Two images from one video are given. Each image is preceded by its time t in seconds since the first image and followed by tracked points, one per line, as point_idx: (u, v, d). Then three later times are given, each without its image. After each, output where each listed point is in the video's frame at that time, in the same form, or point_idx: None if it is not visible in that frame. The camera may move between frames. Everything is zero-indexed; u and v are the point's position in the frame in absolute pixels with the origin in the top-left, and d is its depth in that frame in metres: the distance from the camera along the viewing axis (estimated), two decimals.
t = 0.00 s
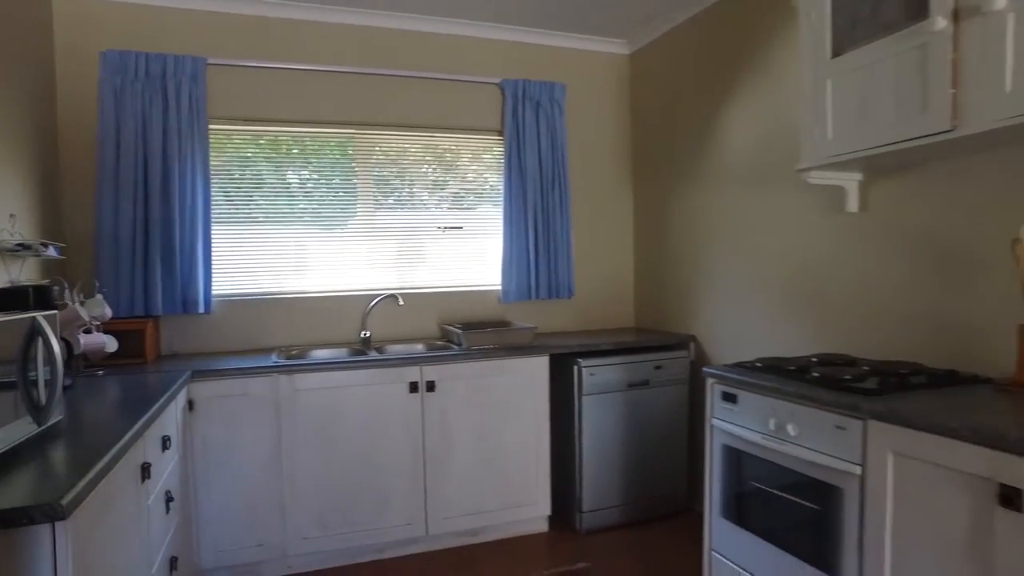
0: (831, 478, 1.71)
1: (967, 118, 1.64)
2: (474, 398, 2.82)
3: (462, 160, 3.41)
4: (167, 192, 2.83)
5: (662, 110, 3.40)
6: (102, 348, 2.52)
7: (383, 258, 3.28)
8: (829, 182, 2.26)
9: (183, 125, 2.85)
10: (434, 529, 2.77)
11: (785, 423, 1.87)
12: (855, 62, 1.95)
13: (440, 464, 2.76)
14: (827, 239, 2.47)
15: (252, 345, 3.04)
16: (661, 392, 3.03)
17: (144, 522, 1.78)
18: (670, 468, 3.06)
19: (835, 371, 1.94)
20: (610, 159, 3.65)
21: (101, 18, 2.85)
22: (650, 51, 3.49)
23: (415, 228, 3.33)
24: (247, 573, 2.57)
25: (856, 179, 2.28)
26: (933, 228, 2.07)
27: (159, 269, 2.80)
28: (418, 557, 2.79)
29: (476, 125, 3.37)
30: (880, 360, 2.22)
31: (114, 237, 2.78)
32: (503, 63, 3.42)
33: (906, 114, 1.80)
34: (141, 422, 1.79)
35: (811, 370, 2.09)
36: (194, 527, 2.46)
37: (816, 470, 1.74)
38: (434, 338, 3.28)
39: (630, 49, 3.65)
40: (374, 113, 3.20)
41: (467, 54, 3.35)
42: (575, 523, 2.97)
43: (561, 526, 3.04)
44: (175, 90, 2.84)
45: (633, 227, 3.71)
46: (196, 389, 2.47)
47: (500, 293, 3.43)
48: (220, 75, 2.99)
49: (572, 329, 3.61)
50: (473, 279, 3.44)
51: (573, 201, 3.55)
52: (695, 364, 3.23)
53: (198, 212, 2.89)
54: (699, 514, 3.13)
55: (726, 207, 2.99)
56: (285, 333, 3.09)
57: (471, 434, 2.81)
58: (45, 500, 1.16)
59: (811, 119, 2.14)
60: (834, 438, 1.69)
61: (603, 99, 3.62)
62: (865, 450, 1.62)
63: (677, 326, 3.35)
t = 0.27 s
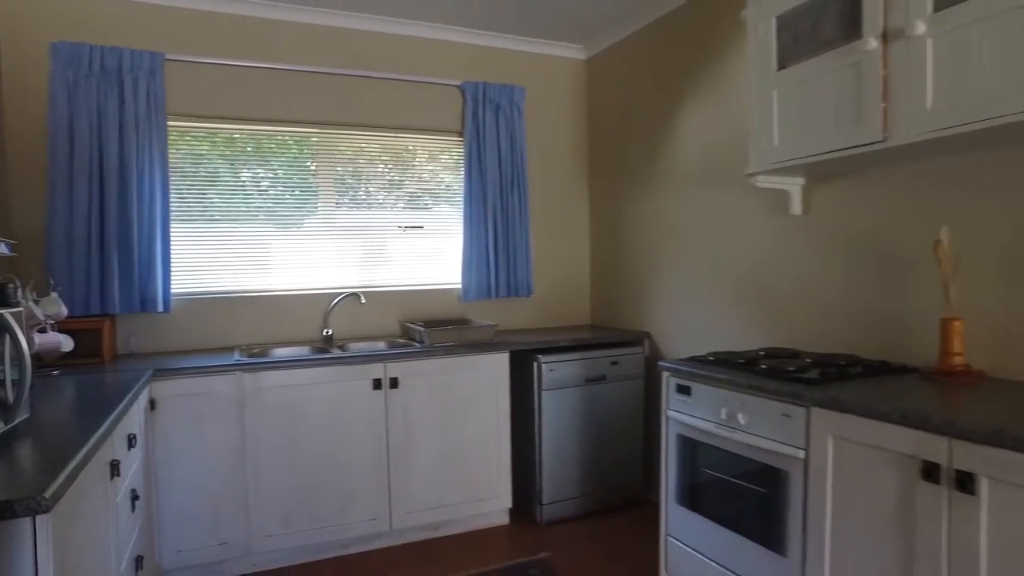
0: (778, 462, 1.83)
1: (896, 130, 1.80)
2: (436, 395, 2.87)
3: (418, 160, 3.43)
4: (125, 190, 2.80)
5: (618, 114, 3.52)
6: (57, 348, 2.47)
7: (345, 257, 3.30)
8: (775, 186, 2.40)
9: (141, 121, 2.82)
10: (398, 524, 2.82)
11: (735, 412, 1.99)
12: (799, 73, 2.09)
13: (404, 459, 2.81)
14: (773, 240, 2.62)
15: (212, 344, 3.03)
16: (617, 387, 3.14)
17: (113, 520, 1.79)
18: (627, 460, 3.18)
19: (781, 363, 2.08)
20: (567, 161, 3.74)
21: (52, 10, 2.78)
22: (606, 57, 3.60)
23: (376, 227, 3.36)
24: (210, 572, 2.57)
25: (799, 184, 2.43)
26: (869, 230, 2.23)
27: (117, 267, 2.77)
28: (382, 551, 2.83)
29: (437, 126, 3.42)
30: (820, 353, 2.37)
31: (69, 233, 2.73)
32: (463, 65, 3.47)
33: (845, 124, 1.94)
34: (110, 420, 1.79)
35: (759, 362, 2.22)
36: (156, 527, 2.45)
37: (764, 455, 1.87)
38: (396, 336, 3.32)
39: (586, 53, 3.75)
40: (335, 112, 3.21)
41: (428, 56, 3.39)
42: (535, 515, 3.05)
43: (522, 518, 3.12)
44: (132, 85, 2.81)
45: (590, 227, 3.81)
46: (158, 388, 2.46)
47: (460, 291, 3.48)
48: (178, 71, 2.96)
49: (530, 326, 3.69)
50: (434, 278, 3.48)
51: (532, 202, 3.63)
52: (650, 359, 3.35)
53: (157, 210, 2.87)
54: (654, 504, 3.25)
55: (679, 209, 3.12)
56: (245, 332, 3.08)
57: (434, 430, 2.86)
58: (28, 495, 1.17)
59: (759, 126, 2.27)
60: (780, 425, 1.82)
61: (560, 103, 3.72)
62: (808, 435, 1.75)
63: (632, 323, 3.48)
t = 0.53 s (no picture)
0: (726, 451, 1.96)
1: (833, 142, 1.94)
2: (398, 393, 2.91)
3: (371, 160, 3.46)
4: (77, 188, 2.74)
5: (574, 119, 3.62)
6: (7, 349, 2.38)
7: (303, 257, 3.30)
8: (723, 191, 2.53)
9: (94, 118, 2.77)
10: (360, 521, 2.85)
11: (688, 405, 2.11)
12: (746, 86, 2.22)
13: (365, 457, 2.84)
14: (720, 242, 2.76)
15: (168, 345, 2.99)
16: (573, 384, 3.23)
17: (77, 522, 1.78)
18: (582, 454, 3.28)
19: (729, 359, 2.21)
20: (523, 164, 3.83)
21: None
22: (562, 62, 3.70)
23: (334, 227, 3.38)
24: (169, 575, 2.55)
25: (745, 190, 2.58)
26: (809, 234, 2.39)
27: (68, 267, 2.71)
28: (344, 549, 2.86)
29: (396, 127, 3.45)
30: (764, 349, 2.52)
31: (17, 233, 2.65)
32: (422, 68, 3.51)
33: (789, 135, 2.08)
34: (74, 423, 1.78)
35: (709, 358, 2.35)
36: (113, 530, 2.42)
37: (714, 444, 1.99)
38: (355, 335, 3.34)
39: (542, 59, 3.84)
40: (294, 112, 3.21)
41: (387, 58, 3.41)
42: (494, 510, 3.12)
43: (481, 514, 3.19)
44: (83, 80, 2.75)
45: (545, 228, 3.91)
46: (116, 390, 2.43)
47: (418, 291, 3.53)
48: (131, 68, 2.91)
49: (488, 325, 3.75)
50: (393, 278, 3.52)
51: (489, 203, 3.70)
52: (604, 357, 3.46)
53: (111, 208, 2.82)
54: (608, 497, 3.37)
55: (632, 212, 3.24)
56: (202, 333, 3.05)
57: (395, 428, 2.90)
58: (7, 495, 1.17)
59: (708, 134, 2.40)
60: (729, 416, 1.95)
61: (517, 107, 3.80)
62: (755, 426, 1.88)
63: (587, 322, 3.58)
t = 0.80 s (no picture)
0: (677, 442, 2.07)
1: (774, 152, 2.08)
2: (357, 392, 2.94)
3: (324, 161, 3.44)
4: (20, 185, 2.65)
5: (527, 123, 3.70)
6: None
7: (258, 258, 3.27)
8: (672, 196, 2.66)
9: (36, 112, 2.67)
10: (319, 521, 2.86)
11: (641, 399, 2.21)
12: (694, 97, 2.34)
13: (324, 457, 2.86)
14: (669, 244, 2.89)
15: (117, 346, 2.92)
16: (528, 382, 3.31)
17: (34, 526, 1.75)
18: (537, 450, 3.36)
19: (679, 355, 2.34)
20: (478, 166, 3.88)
21: None
22: (516, 67, 3.77)
23: (290, 227, 3.36)
24: None
25: (693, 195, 2.71)
26: (753, 237, 2.53)
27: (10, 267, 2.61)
28: (302, 549, 2.87)
29: (352, 128, 3.46)
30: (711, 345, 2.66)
31: None
32: (378, 70, 3.53)
33: (735, 144, 2.21)
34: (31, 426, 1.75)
35: (660, 355, 2.47)
36: (64, 536, 2.37)
37: (665, 435, 2.10)
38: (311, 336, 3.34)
39: (496, 64, 3.91)
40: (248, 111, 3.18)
41: (343, 59, 3.42)
42: (451, 506, 3.17)
43: (438, 510, 3.24)
44: (24, 72, 2.65)
45: (499, 230, 3.98)
46: (67, 393, 2.37)
47: (374, 291, 3.55)
48: (78, 61, 2.82)
49: (443, 324, 3.79)
50: (349, 279, 3.53)
51: (444, 205, 3.75)
52: (557, 355, 3.56)
53: (56, 206, 2.73)
54: (561, 491, 3.46)
55: (584, 215, 3.34)
56: (154, 334, 3.00)
57: (354, 427, 2.93)
58: None
59: (659, 142, 2.51)
60: (680, 409, 2.06)
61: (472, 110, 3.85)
62: (704, 417, 2.00)
63: (541, 321, 3.67)
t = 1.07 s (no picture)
0: (625, 432, 2.19)
1: (713, 159, 2.23)
2: (308, 391, 2.95)
3: (267, 159, 3.40)
4: None
5: (475, 125, 3.76)
6: None
7: (204, 256, 3.23)
8: (617, 198, 2.79)
9: None
10: (271, 520, 2.86)
11: (590, 393, 2.31)
12: (639, 105, 2.46)
13: (276, 456, 2.86)
14: (614, 244, 3.02)
15: (55, 347, 2.82)
16: (477, 378, 3.36)
17: None
18: (486, 445, 3.42)
19: (625, 350, 2.46)
20: (427, 166, 3.91)
21: None
22: (463, 70, 3.82)
23: (237, 225, 3.33)
24: None
25: (636, 198, 2.85)
26: (693, 238, 2.68)
27: None
28: (253, 549, 2.86)
29: (300, 127, 3.44)
30: (653, 341, 2.80)
31: None
32: (327, 68, 3.52)
33: (677, 150, 2.34)
34: None
35: (607, 350, 2.59)
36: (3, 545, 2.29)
37: (614, 426, 2.22)
38: (260, 335, 3.31)
39: (445, 66, 3.96)
40: (194, 106, 3.12)
41: (291, 57, 3.40)
42: (403, 503, 3.19)
43: (389, 507, 3.27)
44: None
45: (446, 229, 4.02)
46: (6, 397, 2.29)
47: (323, 290, 3.54)
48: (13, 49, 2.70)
49: (392, 323, 3.81)
50: (297, 278, 3.51)
51: (393, 205, 3.77)
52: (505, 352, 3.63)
53: None
54: (510, 484, 3.54)
55: (532, 216, 3.43)
56: (95, 334, 2.91)
57: (305, 426, 2.94)
58: None
59: (605, 147, 2.62)
60: (628, 401, 2.18)
61: (420, 110, 3.88)
62: (650, 409, 2.12)
63: (488, 320, 3.73)
